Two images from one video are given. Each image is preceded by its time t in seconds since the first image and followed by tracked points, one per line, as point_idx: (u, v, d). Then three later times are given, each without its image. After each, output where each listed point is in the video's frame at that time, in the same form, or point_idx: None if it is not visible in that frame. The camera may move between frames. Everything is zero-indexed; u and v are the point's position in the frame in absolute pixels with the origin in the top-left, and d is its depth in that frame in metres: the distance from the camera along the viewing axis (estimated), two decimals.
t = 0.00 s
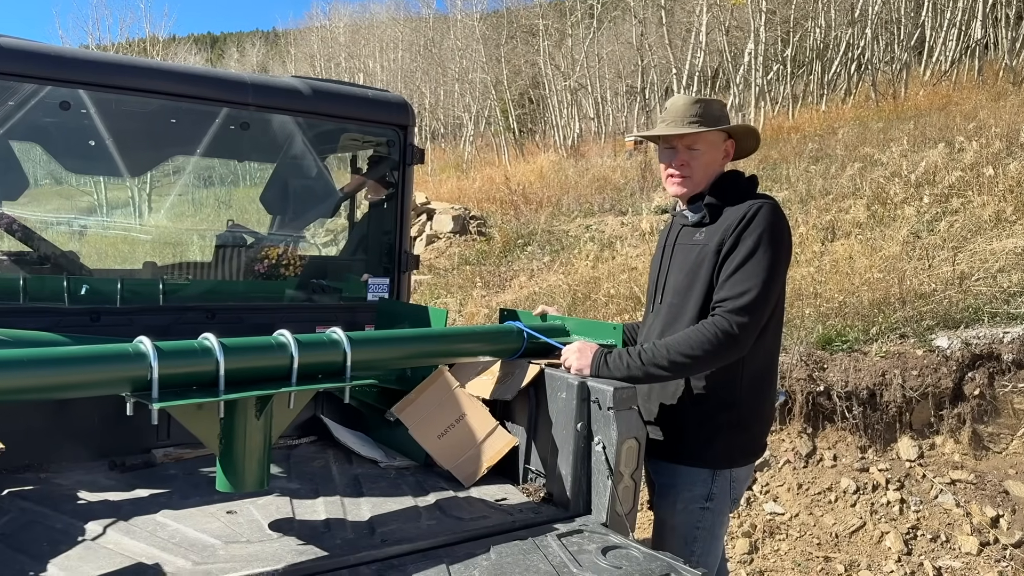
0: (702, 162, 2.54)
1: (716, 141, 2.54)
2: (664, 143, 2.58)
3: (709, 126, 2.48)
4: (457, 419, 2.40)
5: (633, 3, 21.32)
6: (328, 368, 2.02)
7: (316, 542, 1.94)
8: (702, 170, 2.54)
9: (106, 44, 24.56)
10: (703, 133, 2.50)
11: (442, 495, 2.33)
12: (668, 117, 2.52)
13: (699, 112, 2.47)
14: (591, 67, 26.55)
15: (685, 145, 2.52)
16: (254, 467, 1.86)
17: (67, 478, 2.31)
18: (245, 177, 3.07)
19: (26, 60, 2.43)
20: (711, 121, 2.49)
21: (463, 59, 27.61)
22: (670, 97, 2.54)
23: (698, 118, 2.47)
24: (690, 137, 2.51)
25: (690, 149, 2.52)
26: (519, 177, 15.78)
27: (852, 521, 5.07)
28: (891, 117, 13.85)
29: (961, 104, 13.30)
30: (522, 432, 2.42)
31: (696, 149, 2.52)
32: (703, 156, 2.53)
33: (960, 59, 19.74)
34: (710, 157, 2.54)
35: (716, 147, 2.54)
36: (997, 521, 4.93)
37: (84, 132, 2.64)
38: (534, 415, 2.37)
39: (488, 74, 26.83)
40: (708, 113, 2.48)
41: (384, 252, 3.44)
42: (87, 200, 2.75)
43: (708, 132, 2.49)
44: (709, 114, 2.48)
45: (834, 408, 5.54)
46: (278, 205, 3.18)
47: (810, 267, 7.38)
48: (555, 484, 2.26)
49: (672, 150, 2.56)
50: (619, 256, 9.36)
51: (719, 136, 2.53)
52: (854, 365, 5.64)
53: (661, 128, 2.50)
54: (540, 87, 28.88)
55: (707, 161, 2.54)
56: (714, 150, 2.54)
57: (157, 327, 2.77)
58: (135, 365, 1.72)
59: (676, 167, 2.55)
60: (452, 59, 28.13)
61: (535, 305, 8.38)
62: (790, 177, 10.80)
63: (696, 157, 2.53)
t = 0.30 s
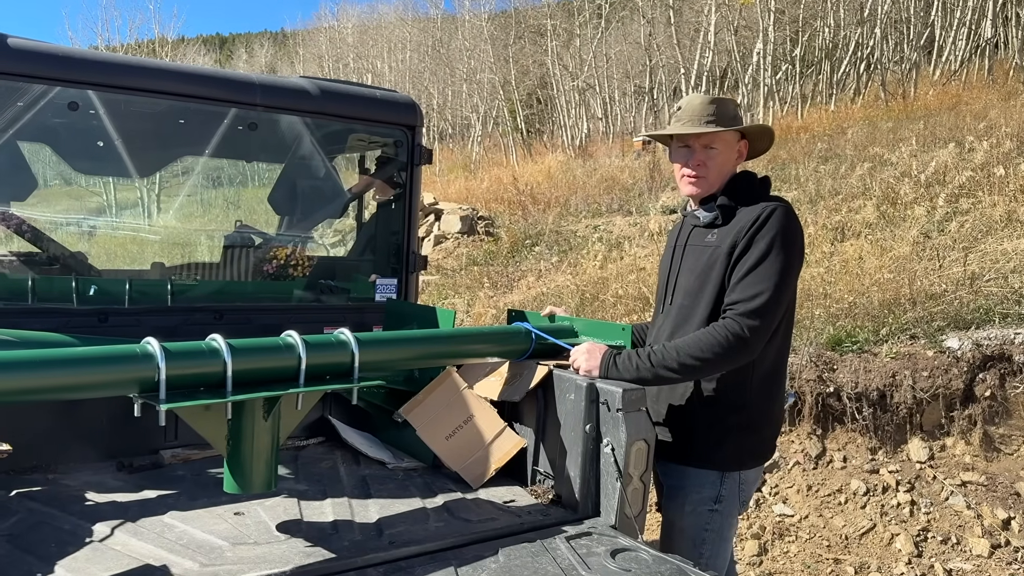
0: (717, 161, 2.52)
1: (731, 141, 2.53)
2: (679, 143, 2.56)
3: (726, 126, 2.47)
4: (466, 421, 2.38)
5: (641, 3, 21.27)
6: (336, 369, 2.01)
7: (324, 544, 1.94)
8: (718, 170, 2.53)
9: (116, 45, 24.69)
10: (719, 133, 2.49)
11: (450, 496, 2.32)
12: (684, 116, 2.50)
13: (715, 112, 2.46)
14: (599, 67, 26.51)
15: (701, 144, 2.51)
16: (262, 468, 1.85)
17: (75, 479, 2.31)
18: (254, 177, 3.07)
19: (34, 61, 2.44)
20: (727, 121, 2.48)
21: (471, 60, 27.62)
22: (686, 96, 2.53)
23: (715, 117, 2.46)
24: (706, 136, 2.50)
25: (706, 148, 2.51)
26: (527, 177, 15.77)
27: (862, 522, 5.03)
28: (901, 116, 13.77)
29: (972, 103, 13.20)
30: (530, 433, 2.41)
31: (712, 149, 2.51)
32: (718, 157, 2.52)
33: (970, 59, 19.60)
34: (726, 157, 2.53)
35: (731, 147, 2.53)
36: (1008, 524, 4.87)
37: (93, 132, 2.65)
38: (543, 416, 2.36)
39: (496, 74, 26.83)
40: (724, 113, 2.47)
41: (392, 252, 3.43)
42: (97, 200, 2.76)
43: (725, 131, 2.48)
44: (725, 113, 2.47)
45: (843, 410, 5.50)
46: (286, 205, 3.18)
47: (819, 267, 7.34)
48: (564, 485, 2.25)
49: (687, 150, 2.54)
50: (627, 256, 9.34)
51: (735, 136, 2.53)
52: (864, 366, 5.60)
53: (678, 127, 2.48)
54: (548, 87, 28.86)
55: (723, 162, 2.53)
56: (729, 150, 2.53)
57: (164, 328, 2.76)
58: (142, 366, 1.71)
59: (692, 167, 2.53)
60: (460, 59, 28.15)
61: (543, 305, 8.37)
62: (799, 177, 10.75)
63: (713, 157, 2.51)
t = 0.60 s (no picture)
0: (724, 160, 2.52)
1: (738, 140, 2.53)
2: (686, 141, 2.56)
3: (733, 125, 2.47)
4: (470, 421, 2.38)
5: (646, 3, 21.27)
6: (341, 369, 2.02)
7: (329, 543, 1.94)
8: (725, 169, 2.52)
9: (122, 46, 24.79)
10: (726, 131, 2.49)
11: (455, 496, 2.33)
12: (691, 115, 2.50)
13: (723, 110, 2.46)
14: (604, 67, 26.50)
15: (708, 143, 2.51)
16: (268, 468, 1.86)
17: (81, 478, 2.32)
18: (260, 177, 3.07)
19: (41, 62, 2.45)
20: (734, 119, 2.48)
21: (476, 60, 27.64)
22: (692, 95, 2.54)
23: (722, 115, 2.46)
24: (712, 135, 2.50)
25: (714, 147, 2.51)
26: (532, 177, 15.78)
27: (867, 524, 5.02)
28: (906, 117, 13.74)
29: (978, 104, 13.17)
30: (535, 434, 2.41)
31: (720, 147, 2.51)
32: (726, 155, 2.52)
33: (976, 59, 19.54)
34: (733, 156, 2.53)
35: (738, 146, 2.53)
36: (1014, 525, 4.85)
37: (99, 133, 2.66)
38: (548, 416, 2.36)
39: (501, 75, 26.85)
40: (731, 111, 2.48)
41: (397, 252, 3.44)
42: (102, 200, 2.77)
43: (732, 129, 2.49)
44: (732, 112, 2.48)
45: (849, 410, 5.49)
46: (292, 206, 3.18)
47: (825, 268, 7.33)
48: (568, 485, 2.25)
49: (694, 148, 2.54)
50: (632, 256, 9.34)
51: (741, 135, 2.53)
52: (869, 366, 5.59)
53: (685, 124, 2.48)
54: (553, 88, 28.87)
55: (730, 161, 2.53)
56: (736, 149, 2.53)
57: (170, 328, 2.77)
58: (149, 366, 1.72)
59: (699, 165, 2.52)
60: (465, 60, 28.17)
61: (548, 305, 8.38)
62: (804, 177, 10.73)
63: (720, 155, 2.51)
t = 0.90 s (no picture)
0: (731, 159, 2.52)
1: (744, 140, 2.53)
2: (692, 141, 2.56)
3: (740, 124, 2.47)
4: (473, 421, 2.38)
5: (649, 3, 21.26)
6: (344, 369, 2.02)
7: (331, 543, 1.94)
8: (731, 169, 2.52)
9: (126, 47, 24.86)
10: (733, 131, 2.49)
11: (458, 496, 2.33)
12: (698, 114, 2.50)
13: (730, 110, 2.46)
14: (607, 68, 26.50)
15: (714, 142, 2.51)
16: (271, 467, 1.86)
17: (84, 478, 2.32)
18: (262, 178, 3.08)
19: (45, 63, 2.47)
20: (741, 118, 2.48)
21: (479, 61, 27.66)
22: (699, 95, 2.53)
23: (730, 114, 2.46)
24: (719, 134, 2.50)
25: (720, 147, 2.51)
26: (535, 177, 15.79)
27: (870, 525, 5.01)
28: (910, 117, 13.71)
29: (981, 104, 13.15)
30: (538, 434, 2.41)
31: (726, 147, 2.51)
32: (732, 155, 2.52)
33: (980, 59, 19.51)
34: (739, 156, 2.53)
35: (745, 146, 2.53)
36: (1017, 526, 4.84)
37: (102, 133, 2.66)
38: (550, 417, 2.36)
39: (503, 75, 26.86)
40: (738, 111, 2.48)
41: (400, 253, 3.44)
42: (105, 201, 2.78)
43: (738, 129, 2.48)
44: (738, 112, 2.47)
45: (852, 411, 5.49)
46: (295, 206, 3.19)
47: (828, 268, 7.32)
48: (571, 486, 2.25)
49: (701, 148, 2.54)
50: (635, 257, 9.34)
51: (748, 134, 2.53)
52: (872, 367, 5.58)
53: (692, 124, 2.48)
54: (556, 88, 28.88)
55: (736, 161, 2.53)
56: (742, 149, 2.53)
57: (173, 328, 2.78)
58: (151, 366, 1.72)
59: (706, 165, 2.52)
60: (468, 60, 28.19)
61: (551, 306, 8.39)
62: (807, 178, 10.73)
63: (726, 155, 2.51)
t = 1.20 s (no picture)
0: (733, 161, 2.52)
1: (748, 142, 2.52)
2: (695, 142, 2.56)
3: (742, 126, 2.47)
4: (474, 420, 2.39)
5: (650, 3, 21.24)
6: (345, 369, 2.02)
7: (332, 543, 1.95)
8: (734, 170, 2.52)
9: (127, 46, 24.88)
10: (736, 133, 2.48)
11: (458, 496, 2.33)
12: (701, 115, 2.50)
13: (732, 112, 2.46)
14: (608, 68, 26.49)
15: (717, 144, 2.51)
16: (271, 467, 1.86)
17: (85, 478, 2.33)
18: (263, 178, 3.09)
19: (46, 63, 2.47)
20: (743, 120, 2.48)
21: (480, 61, 27.67)
22: (701, 97, 2.53)
23: (731, 116, 2.46)
24: (721, 136, 2.50)
25: (723, 148, 2.51)
26: (536, 177, 15.80)
27: (871, 525, 5.01)
28: (911, 117, 13.72)
29: (982, 104, 13.15)
30: (539, 434, 2.41)
31: (728, 148, 2.50)
32: (735, 156, 2.51)
33: (981, 60, 19.51)
34: (742, 157, 2.52)
35: (748, 148, 2.52)
36: (1018, 526, 4.84)
37: (104, 134, 2.66)
38: (551, 417, 2.36)
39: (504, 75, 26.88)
40: (741, 112, 2.47)
41: (401, 253, 3.44)
42: (107, 201, 2.78)
43: (740, 131, 2.48)
44: (741, 113, 2.47)
45: (853, 411, 5.48)
46: (296, 206, 3.19)
47: (829, 268, 7.32)
48: (571, 486, 2.25)
49: (703, 149, 2.54)
50: (636, 257, 9.34)
51: (751, 135, 2.52)
52: (873, 367, 5.57)
53: (694, 125, 2.49)
54: (557, 88, 28.88)
55: (739, 161, 2.52)
56: (746, 150, 2.53)
57: (174, 328, 2.78)
58: (152, 366, 1.72)
59: (708, 166, 2.53)
60: (469, 60, 28.18)
61: (552, 306, 8.39)
62: (808, 178, 10.72)
63: (728, 157, 2.51)
